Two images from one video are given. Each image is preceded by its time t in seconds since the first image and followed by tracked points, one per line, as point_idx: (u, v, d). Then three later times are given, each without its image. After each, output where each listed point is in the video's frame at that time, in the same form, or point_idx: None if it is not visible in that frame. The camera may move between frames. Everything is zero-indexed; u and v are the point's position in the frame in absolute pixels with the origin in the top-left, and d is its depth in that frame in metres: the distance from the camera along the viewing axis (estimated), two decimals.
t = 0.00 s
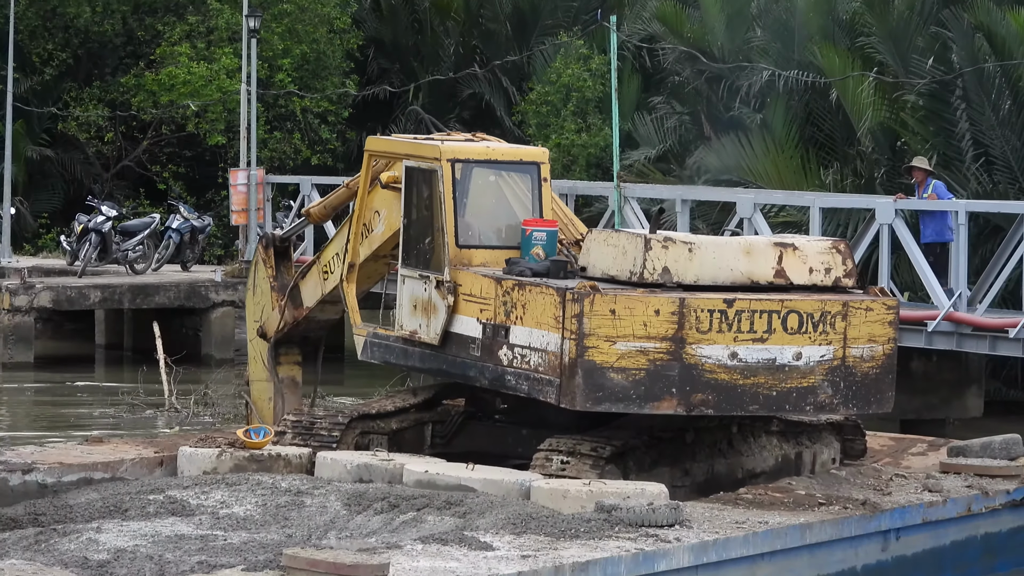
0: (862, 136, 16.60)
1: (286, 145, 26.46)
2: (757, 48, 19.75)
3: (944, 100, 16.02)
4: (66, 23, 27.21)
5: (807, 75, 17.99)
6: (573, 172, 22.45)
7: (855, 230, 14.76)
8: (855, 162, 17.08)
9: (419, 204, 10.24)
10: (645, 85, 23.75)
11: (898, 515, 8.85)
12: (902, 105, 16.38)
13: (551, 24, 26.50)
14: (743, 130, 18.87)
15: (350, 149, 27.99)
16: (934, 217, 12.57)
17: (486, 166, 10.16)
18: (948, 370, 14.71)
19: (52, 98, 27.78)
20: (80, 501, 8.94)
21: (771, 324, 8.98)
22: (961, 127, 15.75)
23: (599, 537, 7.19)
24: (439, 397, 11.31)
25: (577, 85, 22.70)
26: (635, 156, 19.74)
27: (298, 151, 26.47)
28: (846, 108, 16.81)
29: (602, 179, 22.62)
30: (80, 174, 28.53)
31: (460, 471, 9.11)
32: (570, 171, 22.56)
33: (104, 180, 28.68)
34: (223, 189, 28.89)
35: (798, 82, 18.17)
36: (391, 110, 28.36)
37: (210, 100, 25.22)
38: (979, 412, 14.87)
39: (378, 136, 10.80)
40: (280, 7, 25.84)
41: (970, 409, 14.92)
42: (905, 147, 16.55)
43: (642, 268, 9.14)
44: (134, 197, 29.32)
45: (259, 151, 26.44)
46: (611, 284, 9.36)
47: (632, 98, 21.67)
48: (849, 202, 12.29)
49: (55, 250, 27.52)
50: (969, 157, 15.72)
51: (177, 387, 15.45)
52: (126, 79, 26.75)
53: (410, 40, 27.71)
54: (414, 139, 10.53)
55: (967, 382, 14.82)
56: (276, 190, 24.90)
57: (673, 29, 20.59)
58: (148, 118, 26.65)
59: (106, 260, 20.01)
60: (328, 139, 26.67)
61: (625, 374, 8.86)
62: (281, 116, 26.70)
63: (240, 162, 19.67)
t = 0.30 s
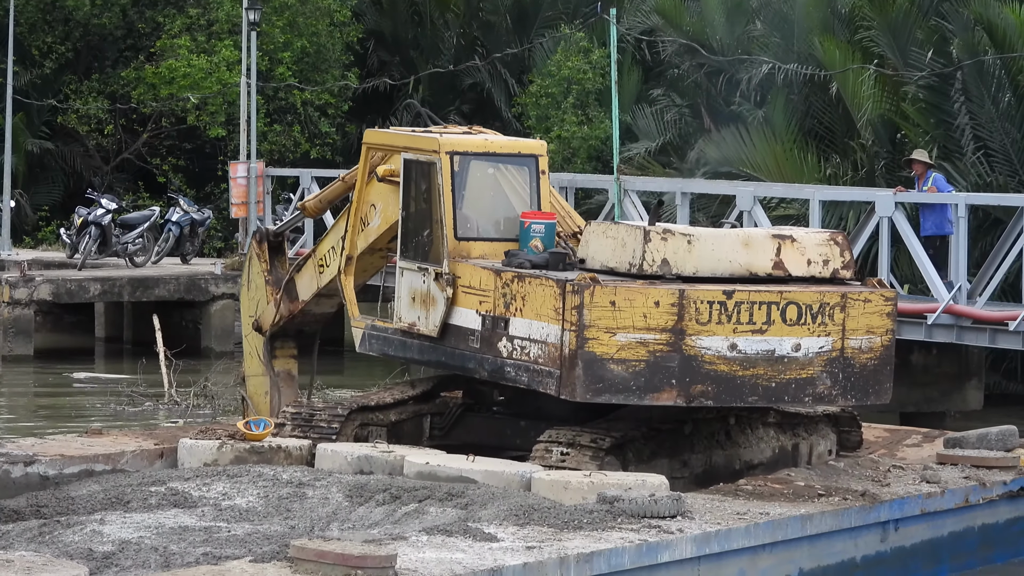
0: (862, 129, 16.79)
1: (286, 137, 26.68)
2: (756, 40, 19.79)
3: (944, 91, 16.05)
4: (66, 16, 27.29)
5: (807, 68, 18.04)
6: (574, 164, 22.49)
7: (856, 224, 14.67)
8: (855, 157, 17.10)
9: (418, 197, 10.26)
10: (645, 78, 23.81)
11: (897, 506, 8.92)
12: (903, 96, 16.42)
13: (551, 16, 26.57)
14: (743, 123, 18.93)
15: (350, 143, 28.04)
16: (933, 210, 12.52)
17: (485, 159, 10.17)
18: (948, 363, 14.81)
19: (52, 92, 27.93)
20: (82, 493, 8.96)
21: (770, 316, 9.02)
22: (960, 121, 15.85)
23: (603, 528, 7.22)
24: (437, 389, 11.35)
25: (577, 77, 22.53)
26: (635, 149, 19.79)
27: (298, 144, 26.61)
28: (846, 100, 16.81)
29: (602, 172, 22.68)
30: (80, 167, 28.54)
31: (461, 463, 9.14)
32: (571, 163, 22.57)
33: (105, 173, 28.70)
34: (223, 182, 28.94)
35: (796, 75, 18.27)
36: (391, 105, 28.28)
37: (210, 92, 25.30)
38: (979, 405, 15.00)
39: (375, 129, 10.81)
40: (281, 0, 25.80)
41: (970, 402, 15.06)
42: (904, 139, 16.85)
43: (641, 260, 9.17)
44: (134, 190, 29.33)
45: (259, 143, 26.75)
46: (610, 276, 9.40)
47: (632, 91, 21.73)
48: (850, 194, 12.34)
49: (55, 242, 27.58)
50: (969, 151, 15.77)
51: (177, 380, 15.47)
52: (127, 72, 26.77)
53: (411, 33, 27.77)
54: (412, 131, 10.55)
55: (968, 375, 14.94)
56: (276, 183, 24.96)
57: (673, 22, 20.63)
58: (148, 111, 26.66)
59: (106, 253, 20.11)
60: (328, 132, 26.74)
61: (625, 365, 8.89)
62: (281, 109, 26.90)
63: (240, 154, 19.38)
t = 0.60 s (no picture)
0: (863, 123, 16.71)
1: (286, 131, 26.44)
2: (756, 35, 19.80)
3: (942, 86, 16.10)
4: (65, 11, 27.12)
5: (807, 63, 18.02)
6: (574, 158, 22.49)
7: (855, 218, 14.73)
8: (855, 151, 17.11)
9: (416, 190, 10.29)
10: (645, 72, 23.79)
11: (896, 499, 8.97)
12: (903, 89, 16.49)
13: (551, 10, 26.53)
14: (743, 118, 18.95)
15: (350, 138, 27.99)
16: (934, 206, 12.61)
17: (483, 153, 10.20)
18: (948, 358, 14.80)
19: (51, 86, 27.79)
20: (84, 487, 8.98)
21: (770, 309, 9.06)
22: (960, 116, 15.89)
23: (606, 520, 7.26)
24: (435, 383, 11.37)
25: (576, 72, 22.58)
26: (635, 144, 19.79)
27: (297, 138, 26.49)
28: (846, 93, 16.86)
29: (602, 166, 22.68)
30: (79, 161, 28.46)
31: (461, 456, 9.17)
32: (571, 157, 22.55)
33: (104, 167, 28.63)
34: (222, 176, 28.89)
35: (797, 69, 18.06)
36: (391, 98, 28.34)
37: (210, 86, 25.18)
38: (979, 399, 14.87)
39: (374, 123, 10.82)
40: None
41: (971, 397, 14.93)
42: (904, 132, 16.72)
43: (640, 254, 9.21)
44: (133, 184, 29.27)
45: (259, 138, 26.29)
46: (610, 270, 9.43)
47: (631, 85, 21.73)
48: (849, 188, 12.31)
49: (54, 237, 27.56)
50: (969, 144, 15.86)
51: (177, 374, 15.47)
52: (127, 66, 26.68)
53: (411, 27, 27.78)
54: (411, 125, 10.56)
55: (967, 369, 14.85)
56: (275, 178, 24.91)
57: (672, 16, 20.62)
58: (148, 106, 26.58)
59: (105, 247, 20.01)
60: (327, 127, 26.70)
61: (625, 358, 8.92)
62: (281, 103, 26.70)
63: (237, 149, 19.09)
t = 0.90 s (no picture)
0: (865, 121, 16.74)
1: (288, 126, 26.61)
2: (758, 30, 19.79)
3: (944, 82, 16.08)
4: (68, 6, 27.15)
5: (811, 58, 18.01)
6: (578, 155, 22.48)
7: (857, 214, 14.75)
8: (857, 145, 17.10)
9: (418, 186, 10.31)
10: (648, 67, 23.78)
11: (898, 493, 9.03)
12: (904, 86, 16.47)
13: (554, 6, 26.56)
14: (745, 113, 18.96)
15: (353, 134, 27.97)
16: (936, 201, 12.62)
17: (484, 149, 10.21)
18: (950, 354, 14.89)
19: (54, 82, 27.76)
20: (90, 482, 9.01)
21: (772, 303, 9.09)
22: (962, 110, 15.98)
23: (613, 515, 7.29)
24: (437, 378, 11.31)
25: (579, 68, 22.44)
26: (638, 141, 19.81)
27: (299, 133, 26.61)
28: (847, 90, 16.60)
29: (605, 162, 22.68)
30: (81, 157, 28.45)
31: (465, 450, 9.20)
32: (573, 154, 22.58)
33: (106, 163, 28.64)
34: (224, 172, 28.91)
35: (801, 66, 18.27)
36: (393, 94, 28.32)
37: (212, 82, 25.30)
38: (982, 395, 15.02)
39: (375, 120, 10.85)
40: None
41: (973, 393, 15.07)
42: (906, 128, 16.81)
43: (643, 249, 9.24)
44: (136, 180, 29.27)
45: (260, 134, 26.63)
46: (612, 264, 9.43)
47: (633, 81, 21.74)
48: (852, 184, 12.27)
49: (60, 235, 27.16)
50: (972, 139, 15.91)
51: (180, 370, 15.48)
52: (129, 62, 26.67)
53: (413, 23, 27.79)
54: (412, 121, 10.58)
55: (969, 365, 14.99)
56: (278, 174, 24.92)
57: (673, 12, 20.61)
58: (151, 102, 26.59)
59: (108, 244, 19.89)
60: (330, 123, 26.71)
61: (628, 353, 8.94)
62: (283, 98, 26.77)
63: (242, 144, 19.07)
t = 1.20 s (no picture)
0: (871, 118, 16.68)
1: (295, 126, 26.54)
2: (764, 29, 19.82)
3: (952, 80, 15.99)
4: (76, 5, 27.20)
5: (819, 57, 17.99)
6: (584, 154, 22.51)
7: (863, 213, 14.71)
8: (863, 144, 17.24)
9: (424, 185, 10.34)
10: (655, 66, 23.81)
11: (905, 490, 9.07)
12: (911, 86, 16.37)
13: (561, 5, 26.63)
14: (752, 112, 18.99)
15: (360, 133, 27.99)
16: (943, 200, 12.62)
17: (490, 147, 10.26)
18: (957, 354, 14.92)
19: (61, 81, 28.02)
20: (100, 480, 9.05)
21: (779, 300, 9.08)
22: (971, 107, 15.98)
23: (624, 512, 7.33)
24: (443, 376, 11.25)
25: (587, 68, 22.46)
26: (645, 140, 19.85)
27: (306, 133, 26.58)
28: (856, 89, 16.64)
29: (611, 161, 22.69)
30: (89, 156, 28.52)
31: (474, 448, 9.22)
32: (581, 153, 22.58)
33: (113, 162, 28.71)
34: (231, 171, 28.96)
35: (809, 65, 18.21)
36: (400, 94, 28.35)
37: (220, 82, 25.23)
38: (990, 394, 15.05)
39: (381, 119, 10.88)
40: None
41: (981, 393, 15.10)
42: (913, 127, 16.83)
43: (651, 246, 9.25)
44: (143, 179, 29.33)
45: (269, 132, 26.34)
46: (620, 262, 9.45)
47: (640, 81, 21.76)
48: (859, 183, 12.29)
49: (64, 232, 27.51)
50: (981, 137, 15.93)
51: (187, 368, 15.51)
52: (137, 61, 26.73)
53: (420, 22, 27.85)
54: (418, 120, 10.62)
55: (977, 365, 15.03)
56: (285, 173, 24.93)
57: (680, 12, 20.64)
58: (158, 101, 26.60)
59: (115, 242, 19.97)
60: (337, 122, 26.74)
61: (637, 350, 8.92)
62: (290, 98, 26.78)
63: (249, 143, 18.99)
